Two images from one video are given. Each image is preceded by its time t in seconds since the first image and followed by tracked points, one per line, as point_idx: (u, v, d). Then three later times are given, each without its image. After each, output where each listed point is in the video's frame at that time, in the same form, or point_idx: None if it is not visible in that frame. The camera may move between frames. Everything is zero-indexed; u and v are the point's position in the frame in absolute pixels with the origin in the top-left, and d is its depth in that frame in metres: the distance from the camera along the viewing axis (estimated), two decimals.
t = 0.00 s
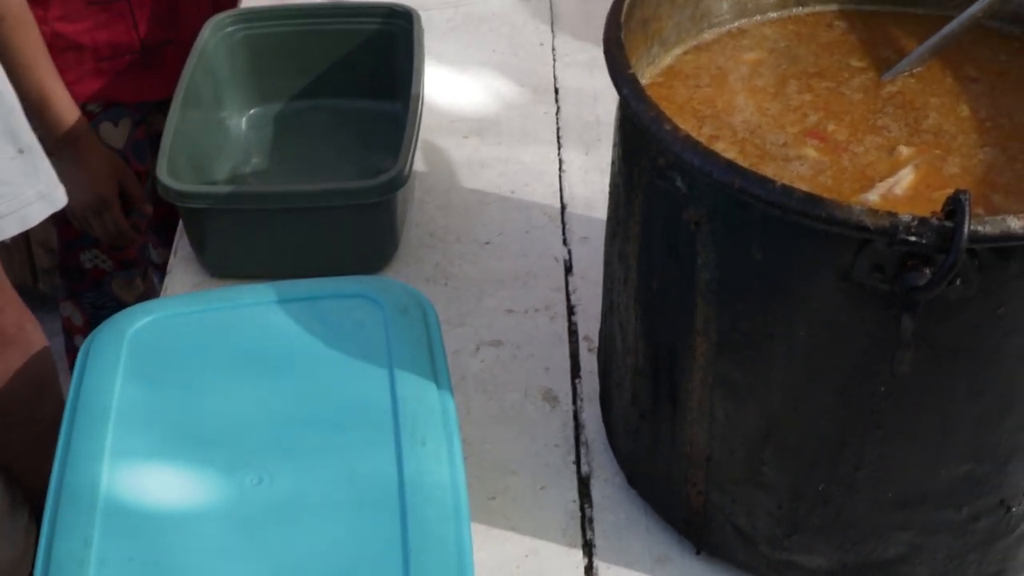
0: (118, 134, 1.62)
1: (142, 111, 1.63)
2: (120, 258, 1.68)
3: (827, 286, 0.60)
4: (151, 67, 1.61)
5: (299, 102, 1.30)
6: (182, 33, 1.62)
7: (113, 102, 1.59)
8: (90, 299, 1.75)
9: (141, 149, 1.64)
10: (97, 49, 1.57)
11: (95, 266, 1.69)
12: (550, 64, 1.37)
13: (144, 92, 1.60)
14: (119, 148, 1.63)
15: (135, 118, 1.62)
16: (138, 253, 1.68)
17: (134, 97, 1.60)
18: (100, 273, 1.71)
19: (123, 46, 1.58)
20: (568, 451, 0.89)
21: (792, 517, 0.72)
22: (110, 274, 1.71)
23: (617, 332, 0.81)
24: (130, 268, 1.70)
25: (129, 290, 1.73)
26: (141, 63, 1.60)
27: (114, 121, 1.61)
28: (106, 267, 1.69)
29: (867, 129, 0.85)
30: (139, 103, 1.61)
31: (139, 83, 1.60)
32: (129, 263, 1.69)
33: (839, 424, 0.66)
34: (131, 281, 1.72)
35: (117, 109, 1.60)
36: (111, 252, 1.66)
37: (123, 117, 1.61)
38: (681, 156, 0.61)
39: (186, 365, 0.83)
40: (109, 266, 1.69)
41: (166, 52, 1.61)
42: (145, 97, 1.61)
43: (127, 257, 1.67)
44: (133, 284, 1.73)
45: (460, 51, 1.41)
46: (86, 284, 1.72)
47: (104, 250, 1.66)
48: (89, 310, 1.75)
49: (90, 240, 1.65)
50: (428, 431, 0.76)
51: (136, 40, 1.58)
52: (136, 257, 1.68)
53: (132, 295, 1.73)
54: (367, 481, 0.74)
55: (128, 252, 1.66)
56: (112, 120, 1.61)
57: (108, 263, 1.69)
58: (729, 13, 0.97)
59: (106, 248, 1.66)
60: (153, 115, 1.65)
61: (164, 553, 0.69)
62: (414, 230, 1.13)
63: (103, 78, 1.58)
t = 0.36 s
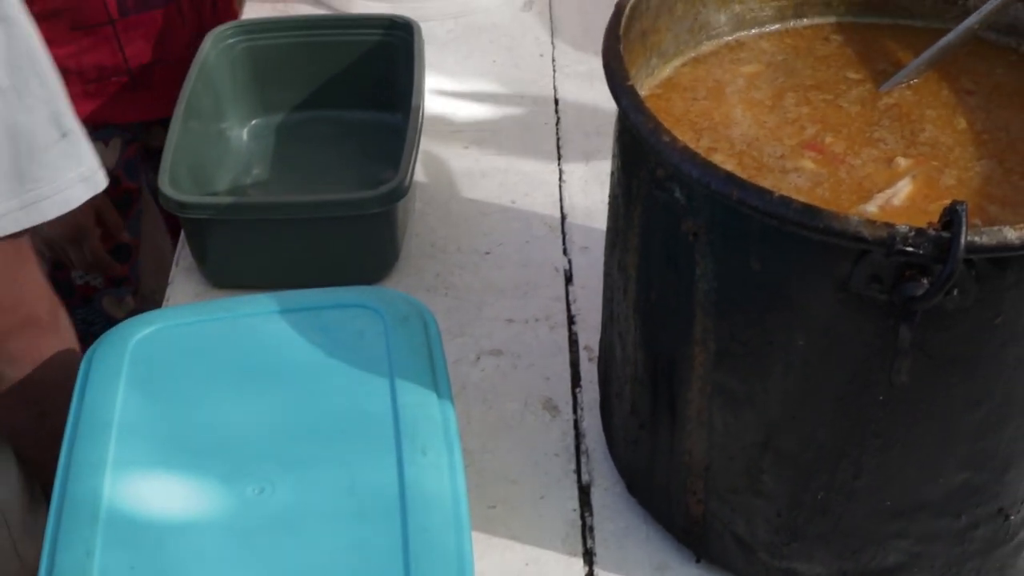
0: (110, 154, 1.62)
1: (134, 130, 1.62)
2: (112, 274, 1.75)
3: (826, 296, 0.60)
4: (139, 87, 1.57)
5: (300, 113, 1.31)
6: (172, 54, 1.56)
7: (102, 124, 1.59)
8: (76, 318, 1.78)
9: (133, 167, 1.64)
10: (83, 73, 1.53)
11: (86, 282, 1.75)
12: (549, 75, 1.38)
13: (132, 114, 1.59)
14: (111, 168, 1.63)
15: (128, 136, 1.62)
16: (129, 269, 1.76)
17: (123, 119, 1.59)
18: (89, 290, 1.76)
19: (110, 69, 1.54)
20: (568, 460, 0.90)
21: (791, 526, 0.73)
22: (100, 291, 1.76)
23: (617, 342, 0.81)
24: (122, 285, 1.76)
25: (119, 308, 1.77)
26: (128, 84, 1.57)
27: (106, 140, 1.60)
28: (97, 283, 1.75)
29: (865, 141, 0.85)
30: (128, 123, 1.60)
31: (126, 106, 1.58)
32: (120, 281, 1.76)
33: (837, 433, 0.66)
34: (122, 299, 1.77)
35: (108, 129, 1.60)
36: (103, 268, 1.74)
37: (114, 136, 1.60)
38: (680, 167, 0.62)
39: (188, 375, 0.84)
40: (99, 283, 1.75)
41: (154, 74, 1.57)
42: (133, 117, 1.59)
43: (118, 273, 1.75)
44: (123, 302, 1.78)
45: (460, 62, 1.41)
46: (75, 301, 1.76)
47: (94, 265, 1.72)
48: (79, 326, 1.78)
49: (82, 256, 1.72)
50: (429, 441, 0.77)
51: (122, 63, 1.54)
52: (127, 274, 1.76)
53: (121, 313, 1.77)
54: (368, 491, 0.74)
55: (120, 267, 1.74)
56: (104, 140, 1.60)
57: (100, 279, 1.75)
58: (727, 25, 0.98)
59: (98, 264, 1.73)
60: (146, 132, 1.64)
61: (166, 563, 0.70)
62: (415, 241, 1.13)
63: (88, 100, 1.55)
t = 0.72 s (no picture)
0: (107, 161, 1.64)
1: (132, 137, 1.64)
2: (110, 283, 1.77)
3: (818, 304, 0.60)
4: (143, 94, 1.59)
5: (296, 120, 1.31)
6: (176, 60, 1.60)
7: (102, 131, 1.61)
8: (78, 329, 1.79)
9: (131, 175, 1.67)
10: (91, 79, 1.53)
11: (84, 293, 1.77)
12: (544, 83, 1.38)
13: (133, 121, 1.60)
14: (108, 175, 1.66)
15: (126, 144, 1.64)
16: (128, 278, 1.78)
17: (123, 127, 1.60)
18: (87, 300, 1.77)
19: (118, 75, 1.55)
20: (562, 467, 0.90)
21: (784, 532, 0.73)
22: (98, 300, 1.77)
23: (611, 349, 0.81)
24: (120, 292, 1.78)
25: (118, 315, 1.77)
26: (131, 91, 1.58)
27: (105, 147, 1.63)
28: (94, 292, 1.77)
29: (857, 148, 0.86)
30: (128, 130, 1.62)
31: (128, 112, 1.59)
32: (118, 288, 1.77)
33: (829, 440, 0.66)
34: (120, 306, 1.78)
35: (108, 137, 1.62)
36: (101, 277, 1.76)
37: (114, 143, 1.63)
38: (673, 174, 0.62)
39: (183, 383, 0.84)
40: (98, 292, 1.77)
41: (158, 80, 1.59)
42: (134, 124, 1.60)
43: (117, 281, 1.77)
44: (122, 310, 1.78)
45: (454, 71, 1.42)
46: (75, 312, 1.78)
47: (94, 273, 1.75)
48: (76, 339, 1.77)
49: (79, 265, 1.75)
50: (424, 448, 0.77)
51: (130, 70, 1.56)
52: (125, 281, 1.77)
53: (118, 320, 1.77)
54: (363, 498, 0.75)
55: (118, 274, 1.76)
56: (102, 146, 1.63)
57: (98, 289, 1.77)
58: (721, 33, 0.98)
59: (95, 273, 1.76)
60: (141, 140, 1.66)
61: (162, 571, 0.70)
62: (409, 249, 1.13)
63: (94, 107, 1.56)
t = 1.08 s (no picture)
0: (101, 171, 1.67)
1: (122, 146, 1.68)
2: (105, 294, 1.75)
3: (815, 324, 0.60)
4: (134, 102, 1.65)
5: (295, 136, 1.31)
6: (165, 68, 1.65)
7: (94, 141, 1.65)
8: (73, 339, 1.79)
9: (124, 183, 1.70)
10: (80, 85, 1.59)
11: (79, 304, 1.75)
12: (541, 100, 1.39)
13: (128, 131, 1.66)
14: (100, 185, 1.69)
15: (117, 153, 1.67)
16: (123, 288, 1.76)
17: (117, 136, 1.66)
18: (84, 311, 1.76)
19: (108, 82, 1.61)
20: (559, 484, 0.90)
21: (781, 550, 0.73)
22: (95, 312, 1.77)
23: (608, 367, 0.82)
24: (115, 304, 1.76)
25: (116, 326, 1.79)
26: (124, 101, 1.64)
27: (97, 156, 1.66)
28: (90, 304, 1.76)
29: (855, 167, 0.86)
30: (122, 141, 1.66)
31: (119, 120, 1.65)
32: (114, 299, 1.76)
33: (827, 459, 0.67)
34: (118, 317, 1.78)
35: (100, 146, 1.66)
36: (96, 288, 1.74)
37: (106, 152, 1.66)
38: (671, 194, 0.62)
39: (181, 401, 0.84)
40: (93, 301, 1.76)
41: (148, 89, 1.65)
42: (128, 134, 1.66)
43: (112, 292, 1.75)
44: (119, 320, 1.78)
45: (452, 87, 1.43)
46: (70, 323, 1.78)
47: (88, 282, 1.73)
48: (75, 348, 1.80)
49: (74, 277, 1.72)
50: (421, 466, 0.77)
51: (118, 74, 1.61)
52: (121, 292, 1.76)
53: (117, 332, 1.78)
54: (360, 517, 0.75)
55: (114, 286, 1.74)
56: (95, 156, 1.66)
57: (94, 300, 1.75)
58: (719, 52, 0.99)
59: (90, 285, 1.73)
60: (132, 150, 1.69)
61: None
62: (407, 265, 1.14)
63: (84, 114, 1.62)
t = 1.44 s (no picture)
0: (98, 184, 1.68)
1: (119, 160, 1.68)
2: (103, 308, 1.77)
3: (811, 339, 0.61)
4: (132, 119, 1.65)
5: (292, 151, 1.32)
6: (161, 82, 1.65)
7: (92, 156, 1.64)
8: (69, 353, 1.82)
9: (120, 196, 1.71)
10: (79, 104, 1.58)
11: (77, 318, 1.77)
12: (536, 115, 1.39)
13: (126, 146, 1.66)
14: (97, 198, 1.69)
15: (114, 166, 1.68)
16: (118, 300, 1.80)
17: (116, 153, 1.66)
18: (80, 325, 1.78)
19: (104, 98, 1.60)
20: (555, 499, 0.90)
21: (778, 565, 0.74)
22: (90, 326, 1.79)
23: (604, 383, 0.82)
24: (112, 317, 1.80)
25: (111, 339, 1.81)
26: (121, 116, 1.64)
27: (95, 170, 1.67)
28: (87, 318, 1.78)
29: (848, 183, 0.87)
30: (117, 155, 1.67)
31: (118, 137, 1.65)
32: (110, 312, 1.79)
33: (823, 474, 0.67)
34: (113, 331, 1.81)
35: (97, 160, 1.66)
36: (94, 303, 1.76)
37: (103, 166, 1.67)
38: (666, 211, 0.62)
39: (176, 418, 0.84)
40: (90, 317, 1.78)
41: (147, 105, 1.65)
42: (127, 149, 1.66)
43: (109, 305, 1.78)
44: (114, 333, 1.82)
45: (447, 103, 1.43)
46: (66, 337, 1.79)
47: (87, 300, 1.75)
48: (71, 364, 1.83)
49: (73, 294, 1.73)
50: (418, 482, 0.77)
51: (116, 92, 1.61)
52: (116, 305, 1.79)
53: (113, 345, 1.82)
54: (357, 533, 0.75)
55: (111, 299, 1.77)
56: (93, 171, 1.66)
57: (90, 314, 1.77)
58: (713, 68, 0.99)
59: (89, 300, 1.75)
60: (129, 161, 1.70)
61: None
62: (403, 281, 1.14)
63: (83, 133, 1.61)
